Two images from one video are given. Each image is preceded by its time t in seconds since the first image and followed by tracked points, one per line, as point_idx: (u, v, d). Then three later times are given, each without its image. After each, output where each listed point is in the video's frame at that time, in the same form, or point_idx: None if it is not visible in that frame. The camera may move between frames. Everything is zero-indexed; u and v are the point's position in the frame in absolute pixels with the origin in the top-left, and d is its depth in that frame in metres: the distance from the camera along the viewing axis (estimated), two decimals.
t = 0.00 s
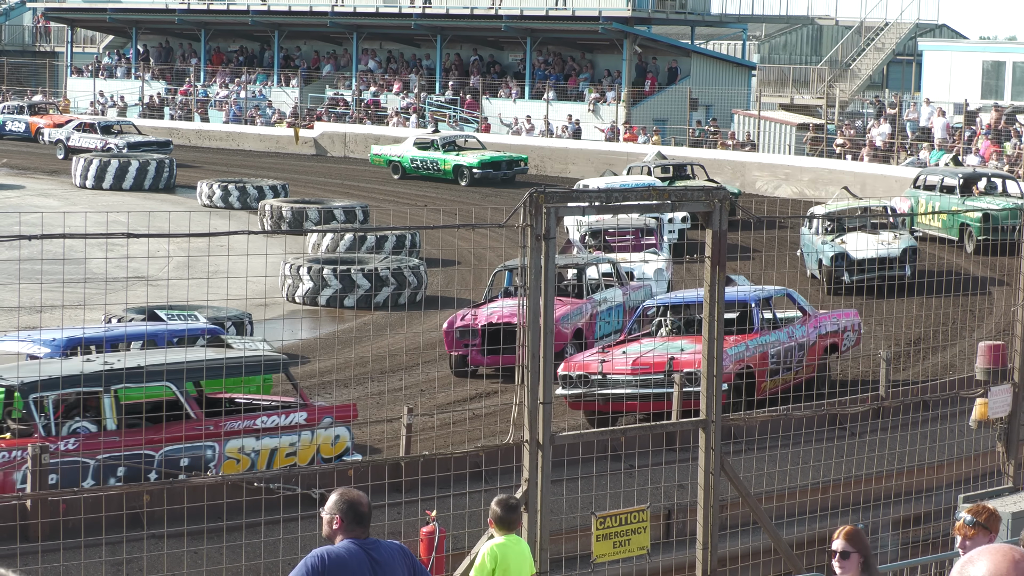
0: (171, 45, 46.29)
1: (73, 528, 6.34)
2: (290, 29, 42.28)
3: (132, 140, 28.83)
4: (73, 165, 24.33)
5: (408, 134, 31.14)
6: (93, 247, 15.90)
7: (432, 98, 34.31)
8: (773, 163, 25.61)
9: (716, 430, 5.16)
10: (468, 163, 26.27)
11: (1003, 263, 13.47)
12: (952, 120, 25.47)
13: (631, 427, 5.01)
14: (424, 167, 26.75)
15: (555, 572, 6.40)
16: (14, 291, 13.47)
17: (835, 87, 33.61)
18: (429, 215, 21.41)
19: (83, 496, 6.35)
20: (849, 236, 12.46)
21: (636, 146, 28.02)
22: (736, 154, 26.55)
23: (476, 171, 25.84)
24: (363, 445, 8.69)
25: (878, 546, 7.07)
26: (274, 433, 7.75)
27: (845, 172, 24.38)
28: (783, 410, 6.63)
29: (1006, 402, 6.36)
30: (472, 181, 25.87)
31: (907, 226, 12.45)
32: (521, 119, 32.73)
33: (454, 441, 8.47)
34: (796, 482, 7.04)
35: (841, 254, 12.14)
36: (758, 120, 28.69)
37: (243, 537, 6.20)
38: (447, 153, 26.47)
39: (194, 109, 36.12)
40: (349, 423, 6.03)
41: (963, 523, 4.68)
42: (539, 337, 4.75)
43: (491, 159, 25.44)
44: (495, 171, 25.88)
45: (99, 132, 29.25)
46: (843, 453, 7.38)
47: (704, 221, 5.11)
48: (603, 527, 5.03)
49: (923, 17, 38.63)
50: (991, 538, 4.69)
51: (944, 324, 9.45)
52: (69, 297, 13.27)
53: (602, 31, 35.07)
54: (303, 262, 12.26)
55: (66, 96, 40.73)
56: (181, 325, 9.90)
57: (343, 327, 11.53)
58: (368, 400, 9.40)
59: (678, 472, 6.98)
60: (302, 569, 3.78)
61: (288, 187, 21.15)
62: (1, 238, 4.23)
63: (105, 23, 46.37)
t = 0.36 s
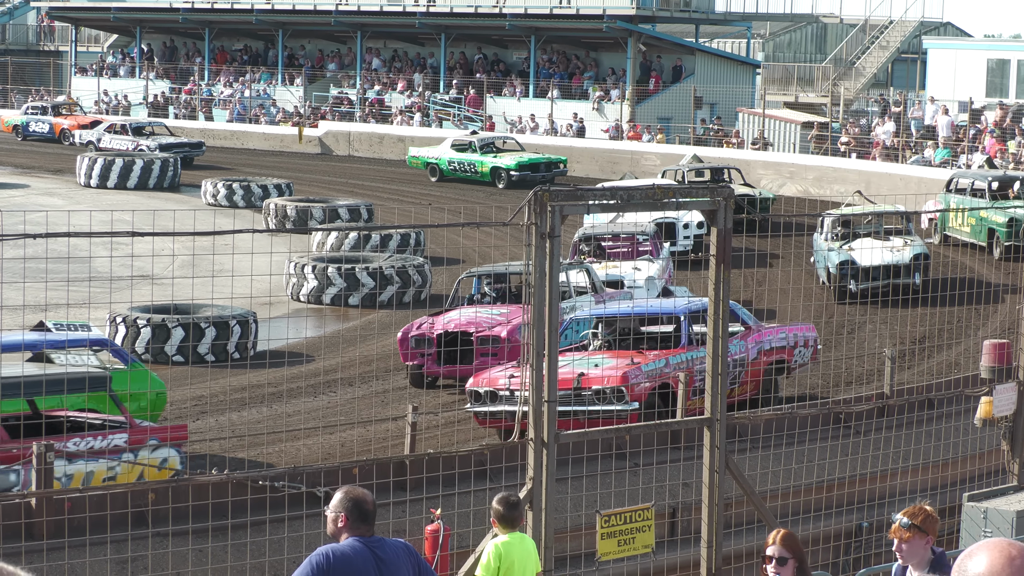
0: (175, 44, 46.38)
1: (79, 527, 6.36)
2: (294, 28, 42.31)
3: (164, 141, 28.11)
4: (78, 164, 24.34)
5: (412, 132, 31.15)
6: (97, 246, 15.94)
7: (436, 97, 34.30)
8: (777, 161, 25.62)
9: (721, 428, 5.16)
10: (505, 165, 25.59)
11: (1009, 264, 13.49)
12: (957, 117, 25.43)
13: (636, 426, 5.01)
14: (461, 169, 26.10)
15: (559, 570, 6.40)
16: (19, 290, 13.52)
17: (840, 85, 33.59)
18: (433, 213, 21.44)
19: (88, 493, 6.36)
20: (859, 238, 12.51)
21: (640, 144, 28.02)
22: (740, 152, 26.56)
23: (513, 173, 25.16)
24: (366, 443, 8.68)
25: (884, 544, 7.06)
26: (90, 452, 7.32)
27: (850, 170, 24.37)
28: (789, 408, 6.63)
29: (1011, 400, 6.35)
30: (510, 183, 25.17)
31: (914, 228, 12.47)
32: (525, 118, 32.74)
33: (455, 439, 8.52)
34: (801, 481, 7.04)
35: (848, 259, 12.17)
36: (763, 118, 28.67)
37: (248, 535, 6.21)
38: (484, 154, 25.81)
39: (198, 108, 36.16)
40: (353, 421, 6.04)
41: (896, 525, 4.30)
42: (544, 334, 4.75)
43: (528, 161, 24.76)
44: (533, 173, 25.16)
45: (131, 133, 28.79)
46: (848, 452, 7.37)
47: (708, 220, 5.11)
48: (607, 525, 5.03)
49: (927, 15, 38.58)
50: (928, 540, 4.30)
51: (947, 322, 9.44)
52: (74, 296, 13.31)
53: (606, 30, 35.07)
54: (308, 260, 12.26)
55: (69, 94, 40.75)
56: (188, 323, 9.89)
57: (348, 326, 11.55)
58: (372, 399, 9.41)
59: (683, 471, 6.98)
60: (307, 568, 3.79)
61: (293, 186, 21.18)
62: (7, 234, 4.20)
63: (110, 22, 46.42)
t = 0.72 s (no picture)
0: (177, 43, 46.43)
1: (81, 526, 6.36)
2: (296, 26, 42.30)
3: (197, 143, 27.41)
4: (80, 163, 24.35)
5: (414, 130, 31.16)
6: (100, 244, 15.97)
7: (437, 95, 34.34)
8: (779, 158, 25.60)
9: (724, 425, 5.16)
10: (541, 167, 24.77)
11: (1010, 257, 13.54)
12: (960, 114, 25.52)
13: (638, 423, 5.02)
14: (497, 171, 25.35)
15: (563, 568, 6.41)
16: (22, 289, 13.55)
17: (842, 82, 33.58)
18: (436, 211, 21.45)
19: (90, 494, 6.35)
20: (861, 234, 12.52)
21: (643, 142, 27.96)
22: (742, 150, 26.53)
23: (548, 175, 24.36)
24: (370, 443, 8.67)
25: (888, 541, 7.07)
26: None
27: (852, 167, 24.34)
28: (790, 406, 6.64)
29: (1014, 395, 6.35)
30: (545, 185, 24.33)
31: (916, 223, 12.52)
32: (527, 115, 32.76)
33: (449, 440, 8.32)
34: (803, 477, 7.05)
35: (849, 259, 12.16)
36: (764, 115, 28.67)
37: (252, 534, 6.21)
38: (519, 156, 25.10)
39: (200, 107, 36.18)
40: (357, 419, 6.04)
41: (823, 526, 4.11)
42: (547, 330, 4.75)
43: (565, 162, 23.93)
44: (569, 174, 24.27)
45: (164, 135, 28.13)
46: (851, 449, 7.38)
47: (711, 217, 5.12)
48: (611, 523, 5.04)
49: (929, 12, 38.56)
50: (859, 541, 4.10)
51: (950, 318, 9.42)
52: (77, 295, 13.35)
53: (608, 27, 35.08)
54: (311, 259, 12.22)
55: (71, 94, 40.78)
56: (190, 322, 9.87)
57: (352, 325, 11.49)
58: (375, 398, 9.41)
59: (685, 469, 6.99)
60: (310, 567, 3.80)
61: (295, 184, 21.19)
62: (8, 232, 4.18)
63: (111, 21, 46.47)
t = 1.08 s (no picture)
0: (176, 42, 46.41)
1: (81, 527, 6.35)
2: (294, 25, 42.24)
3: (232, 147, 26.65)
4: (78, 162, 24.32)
5: (413, 129, 31.12)
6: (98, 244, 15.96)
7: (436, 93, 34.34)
8: (779, 155, 25.56)
9: (724, 423, 5.17)
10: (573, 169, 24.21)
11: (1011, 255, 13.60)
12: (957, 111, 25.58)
13: (638, 421, 5.02)
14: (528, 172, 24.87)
15: (564, 566, 6.41)
16: (21, 288, 13.55)
17: (840, 79, 33.59)
18: (434, 210, 21.43)
19: (90, 494, 6.34)
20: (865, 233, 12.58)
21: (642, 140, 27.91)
22: (741, 147, 26.51)
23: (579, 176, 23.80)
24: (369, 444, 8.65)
25: (888, 538, 7.06)
26: None
27: (852, 165, 24.35)
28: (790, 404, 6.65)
29: (1014, 391, 6.36)
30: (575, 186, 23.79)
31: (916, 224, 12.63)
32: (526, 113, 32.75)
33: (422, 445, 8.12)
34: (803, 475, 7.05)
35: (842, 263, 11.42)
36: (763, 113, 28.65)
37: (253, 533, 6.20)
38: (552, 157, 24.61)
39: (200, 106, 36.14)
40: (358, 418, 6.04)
41: (760, 538, 4.43)
42: (547, 329, 4.76)
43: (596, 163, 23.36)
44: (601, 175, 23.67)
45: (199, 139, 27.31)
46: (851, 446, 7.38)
47: (710, 215, 5.12)
48: (611, 520, 5.04)
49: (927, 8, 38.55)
50: (792, 555, 4.42)
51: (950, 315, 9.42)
52: (75, 294, 13.35)
53: (607, 25, 35.07)
54: (310, 257, 12.23)
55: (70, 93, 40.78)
56: (190, 322, 9.87)
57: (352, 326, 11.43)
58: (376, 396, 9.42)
59: (685, 467, 6.98)
60: (311, 566, 3.80)
61: (294, 184, 21.23)
62: (7, 233, 4.17)
63: (110, 20, 46.43)
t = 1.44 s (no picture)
0: (173, 42, 46.43)
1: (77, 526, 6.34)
2: (291, 25, 42.27)
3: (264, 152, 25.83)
4: (75, 162, 24.32)
5: (410, 129, 31.12)
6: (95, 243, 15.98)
7: (434, 93, 34.39)
8: (775, 156, 25.59)
9: (721, 423, 5.17)
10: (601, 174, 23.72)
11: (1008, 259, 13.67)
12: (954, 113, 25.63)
13: (635, 422, 5.02)
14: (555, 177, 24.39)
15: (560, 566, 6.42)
16: (18, 288, 13.58)
17: (837, 80, 33.64)
18: (431, 210, 21.46)
19: (87, 493, 6.33)
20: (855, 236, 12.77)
21: (639, 141, 27.93)
22: (738, 148, 26.54)
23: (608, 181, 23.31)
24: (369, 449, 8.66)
25: (884, 539, 7.06)
26: None
27: (848, 166, 24.42)
28: (786, 404, 6.65)
29: (1010, 393, 6.37)
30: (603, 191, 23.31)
31: (909, 232, 12.72)
32: (523, 114, 32.78)
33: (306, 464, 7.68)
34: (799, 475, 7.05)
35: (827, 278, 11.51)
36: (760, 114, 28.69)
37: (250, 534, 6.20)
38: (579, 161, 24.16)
39: (196, 106, 36.13)
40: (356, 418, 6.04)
41: (675, 552, 4.08)
42: (544, 329, 4.76)
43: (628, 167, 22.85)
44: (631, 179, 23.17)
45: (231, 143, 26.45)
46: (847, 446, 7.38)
47: (707, 215, 5.13)
48: (607, 521, 5.04)
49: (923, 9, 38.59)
50: (709, 568, 4.08)
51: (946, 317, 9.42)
52: (73, 294, 13.39)
53: (604, 26, 35.10)
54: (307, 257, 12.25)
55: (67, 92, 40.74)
56: (187, 322, 9.87)
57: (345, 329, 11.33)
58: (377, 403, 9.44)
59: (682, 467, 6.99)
60: (307, 567, 3.79)
61: (291, 183, 21.27)
62: (5, 235, 4.17)
63: (107, 20, 46.42)
